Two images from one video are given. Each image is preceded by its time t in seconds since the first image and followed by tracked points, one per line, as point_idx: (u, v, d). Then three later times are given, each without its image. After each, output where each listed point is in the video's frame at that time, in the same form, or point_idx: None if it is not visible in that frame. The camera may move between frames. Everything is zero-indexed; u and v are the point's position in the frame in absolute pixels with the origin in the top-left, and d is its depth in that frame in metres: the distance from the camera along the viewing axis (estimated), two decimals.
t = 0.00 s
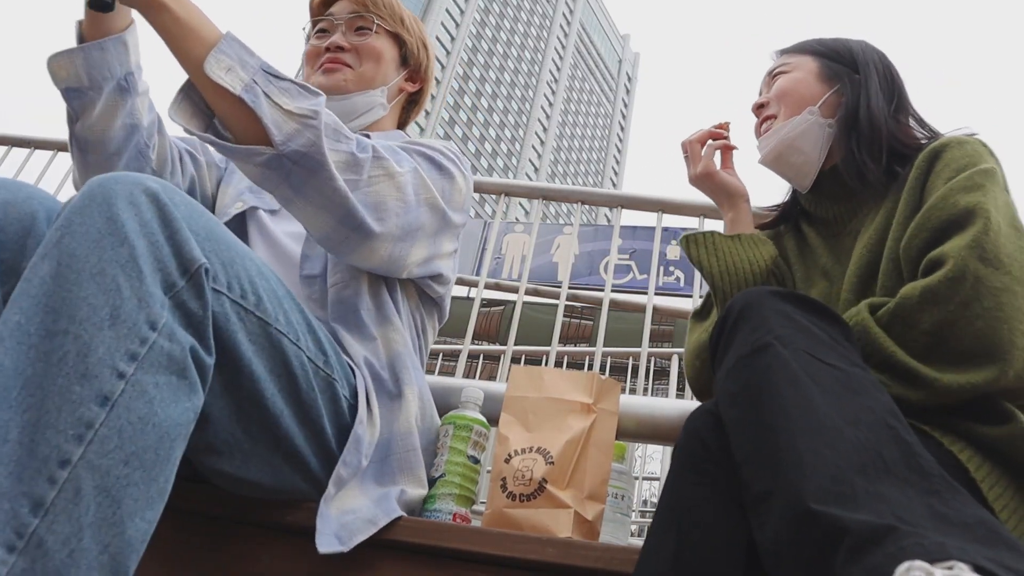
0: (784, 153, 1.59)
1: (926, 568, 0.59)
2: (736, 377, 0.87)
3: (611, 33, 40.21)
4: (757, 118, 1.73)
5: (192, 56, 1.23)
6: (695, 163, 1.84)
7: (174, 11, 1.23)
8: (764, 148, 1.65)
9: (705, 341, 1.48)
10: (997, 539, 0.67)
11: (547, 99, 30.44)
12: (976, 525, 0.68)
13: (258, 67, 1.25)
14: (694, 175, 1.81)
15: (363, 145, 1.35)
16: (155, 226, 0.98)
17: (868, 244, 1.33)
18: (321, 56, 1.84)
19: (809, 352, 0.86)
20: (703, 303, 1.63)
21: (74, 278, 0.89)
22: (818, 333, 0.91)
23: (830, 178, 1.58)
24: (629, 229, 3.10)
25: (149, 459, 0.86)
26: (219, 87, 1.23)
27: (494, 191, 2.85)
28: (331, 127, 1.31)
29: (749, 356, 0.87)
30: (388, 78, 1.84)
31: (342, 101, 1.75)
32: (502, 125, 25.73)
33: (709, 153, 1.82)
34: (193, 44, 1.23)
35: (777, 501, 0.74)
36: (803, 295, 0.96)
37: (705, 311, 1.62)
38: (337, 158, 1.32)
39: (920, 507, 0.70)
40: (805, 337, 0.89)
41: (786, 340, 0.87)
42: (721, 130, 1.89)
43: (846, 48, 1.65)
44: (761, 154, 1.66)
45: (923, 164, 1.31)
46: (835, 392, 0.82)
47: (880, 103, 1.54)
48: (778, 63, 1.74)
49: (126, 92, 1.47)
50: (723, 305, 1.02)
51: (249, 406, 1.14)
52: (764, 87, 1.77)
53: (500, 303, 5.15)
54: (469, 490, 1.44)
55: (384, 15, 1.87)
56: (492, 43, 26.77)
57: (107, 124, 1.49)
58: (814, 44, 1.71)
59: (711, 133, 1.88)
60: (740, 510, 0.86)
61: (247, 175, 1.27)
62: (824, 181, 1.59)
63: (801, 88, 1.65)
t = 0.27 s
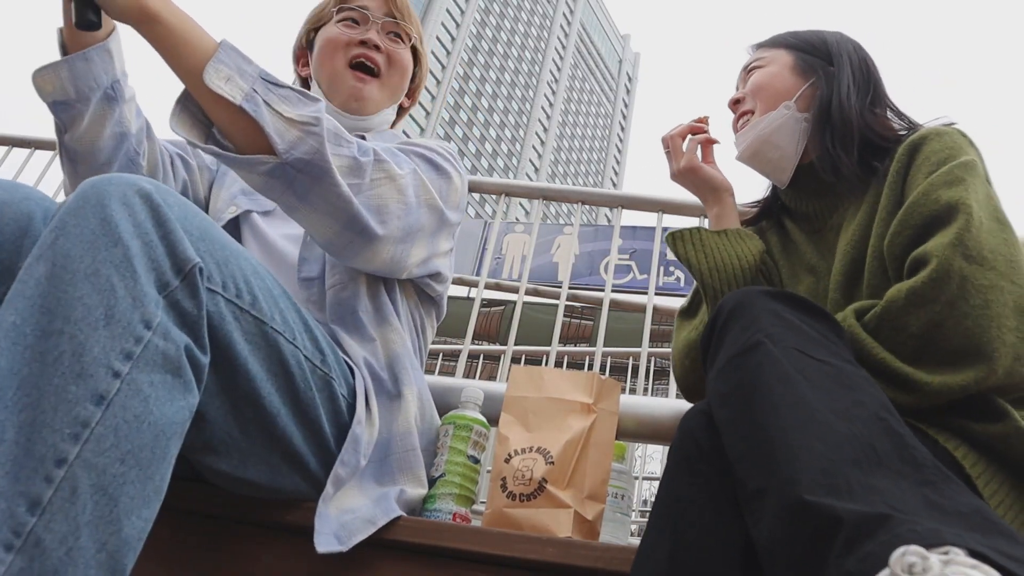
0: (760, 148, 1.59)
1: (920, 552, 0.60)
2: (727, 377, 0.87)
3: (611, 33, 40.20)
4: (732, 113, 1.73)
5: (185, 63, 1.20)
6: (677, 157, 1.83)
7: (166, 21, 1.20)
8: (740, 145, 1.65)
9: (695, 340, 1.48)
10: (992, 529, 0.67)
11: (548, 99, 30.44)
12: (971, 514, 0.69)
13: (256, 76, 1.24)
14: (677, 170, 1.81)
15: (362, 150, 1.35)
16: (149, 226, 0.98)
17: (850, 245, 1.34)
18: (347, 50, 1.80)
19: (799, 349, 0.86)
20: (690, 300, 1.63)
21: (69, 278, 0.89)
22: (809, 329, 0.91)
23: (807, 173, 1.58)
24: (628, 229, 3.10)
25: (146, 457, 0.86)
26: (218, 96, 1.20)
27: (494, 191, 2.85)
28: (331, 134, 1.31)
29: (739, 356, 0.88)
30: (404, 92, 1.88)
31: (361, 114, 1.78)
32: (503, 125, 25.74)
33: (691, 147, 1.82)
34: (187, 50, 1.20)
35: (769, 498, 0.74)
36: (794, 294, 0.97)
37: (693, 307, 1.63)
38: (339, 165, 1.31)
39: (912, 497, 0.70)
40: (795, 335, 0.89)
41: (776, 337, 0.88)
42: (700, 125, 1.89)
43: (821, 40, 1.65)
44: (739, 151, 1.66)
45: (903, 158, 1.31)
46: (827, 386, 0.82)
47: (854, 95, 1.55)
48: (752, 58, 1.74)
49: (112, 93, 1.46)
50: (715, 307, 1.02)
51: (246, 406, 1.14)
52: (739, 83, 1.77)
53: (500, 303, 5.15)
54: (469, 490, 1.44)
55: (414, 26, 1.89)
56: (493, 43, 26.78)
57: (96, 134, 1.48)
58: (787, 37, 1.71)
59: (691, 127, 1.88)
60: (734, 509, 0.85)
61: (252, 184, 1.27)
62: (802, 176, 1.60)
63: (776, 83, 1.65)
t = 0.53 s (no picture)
0: (768, 141, 1.58)
1: (925, 549, 0.60)
2: (725, 377, 0.87)
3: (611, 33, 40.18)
4: (734, 104, 1.72)
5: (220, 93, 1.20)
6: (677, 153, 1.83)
7: (201, 45, 1.19)
8: (744, 137, 1.63)
9: (693, 338, 1.48)
10: (993, 526, 0.67)
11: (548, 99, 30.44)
12: (973, 511, 0.69)
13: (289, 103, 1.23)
14: (677, 164, 1.81)
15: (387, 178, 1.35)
16: (154, 227, 0.99)
17: (849, 245, 1.34)
18: (389, 75, 1.82)
19: (799, 348, 0.87)
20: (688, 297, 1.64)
21: (74, 279, 0.89)
22: (808, 328, 0.92)
23: (810, 168, 1.58)
24: (629, 229, 3.10)
25: (148, 458, 0.86)
26: (254, 122, 1.20)
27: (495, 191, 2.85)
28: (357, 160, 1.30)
29: (738, 355, 0.88)
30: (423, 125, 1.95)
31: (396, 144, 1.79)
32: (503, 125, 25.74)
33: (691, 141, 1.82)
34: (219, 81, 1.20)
35: (772, 495, 0.74)
36: (795, 293, 0.97)
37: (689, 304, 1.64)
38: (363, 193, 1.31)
39: (917, 495, 0.70)
40: (794, 333, 0.89)
41: (775, 336, 0.88)
42: (700, 119, 1.89)
43: (823, 32, 1.66)
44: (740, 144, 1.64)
45: (903, 156, 1.31)
46: (827, 385, 0.82)
47: (858, 90, 1.55)
48: (751, 48, 1.72)
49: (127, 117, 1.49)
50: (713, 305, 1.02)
51: (247, 406, 1.14)
52: (737, 73, 1.75)
53: (500, 303, 5.16)
54: (469, 490, 1.45)
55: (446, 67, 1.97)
56: (493, 43, 26.78)
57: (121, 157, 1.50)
58: (788, 29, 1.70)
59: (690, 122, 1.88)
60: (735, 508, 0.85)
61: (278, 207, 1.27)
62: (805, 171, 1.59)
63: (781, 74, 1.63)
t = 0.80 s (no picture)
0: (778, 157, 1.60)
1: (935, 565, 0.58)
2: (734, 376, 0.87)
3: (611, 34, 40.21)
4: (751, 126, 1.71)
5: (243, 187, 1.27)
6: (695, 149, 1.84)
7: (228, 146, 1.26)
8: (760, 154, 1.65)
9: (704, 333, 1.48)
10: (1002, 537, 0.67)
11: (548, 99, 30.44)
12: (981, 522, 0.69)
13: (309, 197, 1.28)
14: (693, 162, 1.81)
15: (405, 253, 1.33)
16: (148, 227, 0.98)
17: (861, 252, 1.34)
18: (421, 101, 1.91)
19: (808, 350, 0.86)
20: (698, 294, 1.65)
21: (70, 279, 0.89)
22: (817, 330, 0.91)
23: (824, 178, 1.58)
24: (628, 229, 3.10)
25: (145, 456, 0.86)
26: (274, 220, 1.26)
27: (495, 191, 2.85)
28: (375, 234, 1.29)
29: (748, 355, 0.87)
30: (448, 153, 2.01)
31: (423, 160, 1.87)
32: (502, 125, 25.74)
33: (710, 141, 1.83)
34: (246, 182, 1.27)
35: (778, 496, 0.74)
36: (805, 294, 0.96)
37: (699, 302, 1.64)
38: (377, 273, 1.30)
39: (924, 503, 0.70)
40: (803, 334, 0.89)
41: (784, 337, 0.87)
42: (722, 120, 1.88)
43: (828, 43, 1.64)
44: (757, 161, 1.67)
45: (924, 162, 1.31)
46: (835, 389, 0.82)
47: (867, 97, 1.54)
48: (764, 67, 1.74)
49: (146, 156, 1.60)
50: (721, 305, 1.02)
51: (244, 407, 1.14)
52: (753, 95, 1.76)
53: (500, 303, 5.15)
54: (468, 490, 1.45)
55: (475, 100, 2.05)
56: (493, 43, 26.78)
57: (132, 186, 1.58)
58: (795, 44, 1.71)
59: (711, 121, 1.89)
60: (737, 508, 0.86)
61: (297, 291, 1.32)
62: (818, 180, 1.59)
63: (788, 91, 1.64)
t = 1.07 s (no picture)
0: (810, 176, 1.66)
1: None
2: (750, 377, 0.86)
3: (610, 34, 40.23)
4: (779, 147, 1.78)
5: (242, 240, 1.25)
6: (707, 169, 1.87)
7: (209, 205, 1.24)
8: (790, 175, 1.71)
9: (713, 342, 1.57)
10: (1007, 551, 0.66)
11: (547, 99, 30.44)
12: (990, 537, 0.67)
13: (301, 242, 1.25)
14: (703, 186, 1.85)
15: (406, 286, 1.33)
16: (148, 227, 0.97)
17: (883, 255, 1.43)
18: (421, 102, 1.91)
19: (827, 353, 0.85)
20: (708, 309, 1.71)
21: (70, 279, 0.88)
22: (834, 332, 0.90)
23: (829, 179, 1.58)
24: (628, 229, 3.10)
25: (146, 456, 0.85)
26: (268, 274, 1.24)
27: (494, 191, 2.84)
28: (370, 268, 1.29)
29: (764, 356, 0.87)
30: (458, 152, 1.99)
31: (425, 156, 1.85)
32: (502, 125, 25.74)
33: (721, 164, 1.86)
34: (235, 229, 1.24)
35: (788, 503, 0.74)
36: (824, 295, 0.95)
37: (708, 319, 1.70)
38: (376, 307, 1.30)
39: (933, 517, 0.68)
40: (824, 337, 0.88)
41: (803, 339, 0.86)
42: (733, 144, 1.90)
43: (852, 65, 1.72)
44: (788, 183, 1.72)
45: (950, 170, 1.41)
46: (849, 391, 0.81)
47: (895, 115, 1.61)
48: (789, 91, 1.80)
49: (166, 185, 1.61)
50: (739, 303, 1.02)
51: (243, 407, 1.13)
52: (778, 116, 1.83)
53: (500, 303, 5.15)
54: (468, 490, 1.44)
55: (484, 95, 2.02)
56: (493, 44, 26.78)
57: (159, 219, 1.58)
58: (817, 67, 1.77)
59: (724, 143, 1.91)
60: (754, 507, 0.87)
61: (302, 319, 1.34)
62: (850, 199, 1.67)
63: (816, 113, 1.70)
